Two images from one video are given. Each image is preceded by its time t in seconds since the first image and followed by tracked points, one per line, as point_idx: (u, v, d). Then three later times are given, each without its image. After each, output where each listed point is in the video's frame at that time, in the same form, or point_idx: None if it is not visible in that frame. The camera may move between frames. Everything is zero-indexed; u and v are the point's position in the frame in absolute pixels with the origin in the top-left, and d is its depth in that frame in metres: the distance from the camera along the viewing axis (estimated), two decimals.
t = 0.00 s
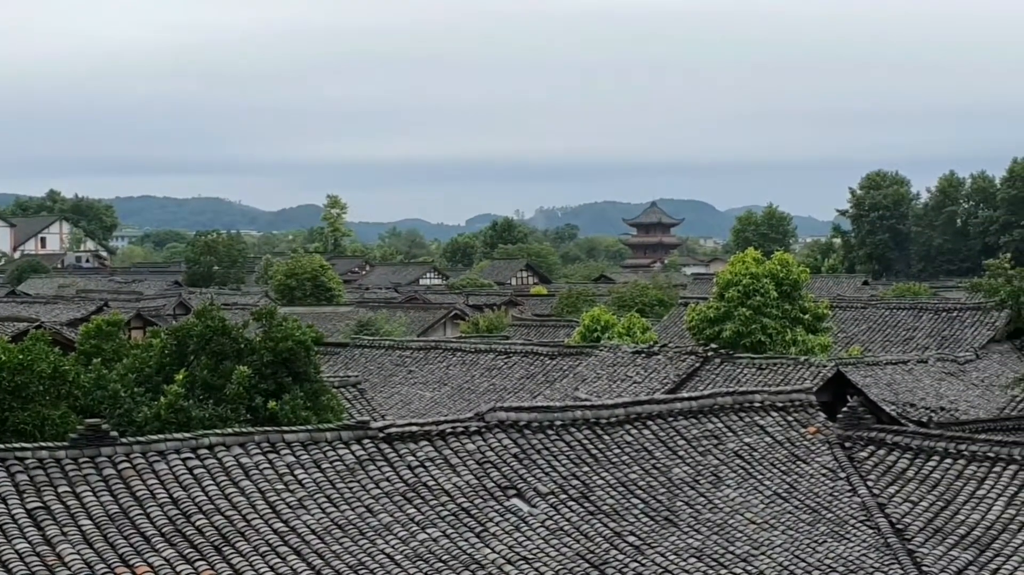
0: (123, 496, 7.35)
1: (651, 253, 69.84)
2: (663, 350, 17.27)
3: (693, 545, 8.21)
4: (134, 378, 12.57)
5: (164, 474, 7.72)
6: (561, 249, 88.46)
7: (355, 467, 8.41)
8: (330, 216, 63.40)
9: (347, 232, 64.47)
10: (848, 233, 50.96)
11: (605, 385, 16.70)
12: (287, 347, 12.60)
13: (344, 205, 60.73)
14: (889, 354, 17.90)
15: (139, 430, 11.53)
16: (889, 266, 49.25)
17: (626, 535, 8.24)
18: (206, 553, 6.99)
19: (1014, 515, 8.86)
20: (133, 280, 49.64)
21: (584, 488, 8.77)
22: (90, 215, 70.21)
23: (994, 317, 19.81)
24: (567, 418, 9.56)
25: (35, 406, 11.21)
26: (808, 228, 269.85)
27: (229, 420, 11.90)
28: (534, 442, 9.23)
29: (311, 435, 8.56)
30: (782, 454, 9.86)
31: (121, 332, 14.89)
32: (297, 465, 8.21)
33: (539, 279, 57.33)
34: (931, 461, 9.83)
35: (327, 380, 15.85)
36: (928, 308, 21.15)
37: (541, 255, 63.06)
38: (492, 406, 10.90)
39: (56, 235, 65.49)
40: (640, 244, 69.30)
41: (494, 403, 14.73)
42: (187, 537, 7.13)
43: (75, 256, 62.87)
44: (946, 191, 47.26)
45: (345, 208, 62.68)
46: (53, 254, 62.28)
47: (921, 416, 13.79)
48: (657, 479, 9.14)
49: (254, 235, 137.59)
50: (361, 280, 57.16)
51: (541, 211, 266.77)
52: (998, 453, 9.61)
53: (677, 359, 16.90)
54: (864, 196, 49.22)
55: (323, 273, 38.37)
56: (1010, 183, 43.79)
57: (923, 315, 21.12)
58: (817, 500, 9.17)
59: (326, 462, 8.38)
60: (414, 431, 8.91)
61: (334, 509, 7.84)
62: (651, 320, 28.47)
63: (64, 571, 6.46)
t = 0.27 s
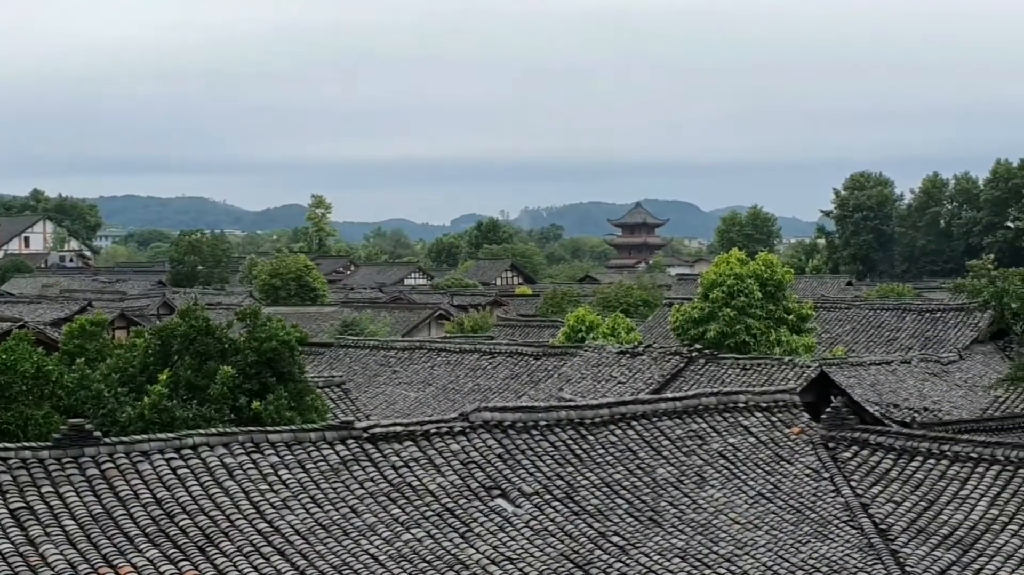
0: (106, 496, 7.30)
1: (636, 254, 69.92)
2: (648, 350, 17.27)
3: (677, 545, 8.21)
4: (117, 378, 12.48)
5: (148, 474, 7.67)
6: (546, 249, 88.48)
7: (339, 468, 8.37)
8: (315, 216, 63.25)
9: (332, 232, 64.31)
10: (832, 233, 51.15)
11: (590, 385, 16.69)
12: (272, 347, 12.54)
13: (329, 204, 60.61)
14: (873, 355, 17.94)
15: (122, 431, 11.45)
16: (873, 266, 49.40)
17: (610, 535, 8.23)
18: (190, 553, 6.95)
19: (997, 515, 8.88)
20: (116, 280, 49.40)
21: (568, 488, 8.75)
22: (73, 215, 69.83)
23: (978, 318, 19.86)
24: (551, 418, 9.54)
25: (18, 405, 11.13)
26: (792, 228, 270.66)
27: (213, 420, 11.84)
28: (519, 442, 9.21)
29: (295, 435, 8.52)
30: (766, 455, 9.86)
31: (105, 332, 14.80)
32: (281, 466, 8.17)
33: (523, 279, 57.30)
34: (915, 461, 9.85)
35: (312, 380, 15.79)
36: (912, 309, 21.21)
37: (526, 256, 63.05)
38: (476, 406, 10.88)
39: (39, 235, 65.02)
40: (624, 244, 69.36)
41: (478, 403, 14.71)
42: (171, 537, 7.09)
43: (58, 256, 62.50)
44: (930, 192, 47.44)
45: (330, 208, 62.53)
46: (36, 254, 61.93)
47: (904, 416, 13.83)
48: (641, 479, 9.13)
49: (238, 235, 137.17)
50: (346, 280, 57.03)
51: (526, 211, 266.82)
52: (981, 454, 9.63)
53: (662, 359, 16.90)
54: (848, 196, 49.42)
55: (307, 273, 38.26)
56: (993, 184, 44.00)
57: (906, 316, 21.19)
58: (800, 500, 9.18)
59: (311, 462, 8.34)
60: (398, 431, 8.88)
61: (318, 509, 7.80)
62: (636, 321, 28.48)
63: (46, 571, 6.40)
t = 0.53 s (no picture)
0: (81, 496, 7.23)
1: (613, 254, 70.04)
2: (625, 350, 17.28)
3: (654, 545, 8.20)
4: (92, 378, 12.36)
5: (123, 474, 7.60)
6: (524, 249, 88.51)
7: (315, 468, 8.32)
8: (291, 216, 63.03)
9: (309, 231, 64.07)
10: (808, 234, 51.41)
11: (567, 385, 16.68)
12: (247, 347, 12.47)
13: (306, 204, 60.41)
14: (849, 355, 18.00)
15: (97, 430, 11.34)
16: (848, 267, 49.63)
17: (587, 535, 8.22)
18: (165, 554, 6.89)
19: (971, 514, 8.92)
20: (92, 279, 49.05)
21: (545, 488, 8.73)
22: (48, 214, 69.29)
23: (952, 319, 19.98)
24: (528, 418, 9.52)
25: None
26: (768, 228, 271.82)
27: (189, 420, 11.75)
28: (496, 442, 9.19)
29: (271, 435, 8.46)
30: (741, 455, 9.88)
31: (80, 332, 14.67)
32: (257, 466, 8.11)
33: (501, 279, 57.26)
34: (890, 461, 9.88)
35: (288, 380, 15.70)
36: (887, 310, 21.31)
37: (503, 256, 63.03)
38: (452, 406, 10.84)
39: (13, 234, 64.49)
40: (602, 244, 69.46)
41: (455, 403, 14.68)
42: (146, 537, 7.02)
43: (33, 255, 61.99)
44: (905, 193, 47.73)
45: (306, 207, 62.34)
46: (10, 253, 61.43)
47: (880, 417, 13.89)
48: (617, 479, 9.13)
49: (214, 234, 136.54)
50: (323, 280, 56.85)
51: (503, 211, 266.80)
52: (956, 454, 9.67)
53: (639, 359, 16.91)
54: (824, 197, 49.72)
55: (284, 272, 38.10)
56: (967, 186, 44.35)
57: (882, 316, 21.30)
58: (776, 500, 9.19)
59: (286, 463, 8.29)
60: (374, 431, 8.84)
61: (294, 510, 7.75)
62: (612, 321, 28.51)
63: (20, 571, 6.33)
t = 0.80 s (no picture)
0: (50, 496, 7.15)
1: (586, 254, 70.10)
2: (597, 350, 17.29)
3: (626, 545, 8.20)
4: (62, 377, 12.22)
5: (93, 474, 7.52)
6: (497, 249, 88.51)
7: (287, 468, 8.26)
8: (263, 215, 62.73)
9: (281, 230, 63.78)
10: (780, 234, 51.72)
11: (540, 385, 16.67)
12: (219, 347, 12.37)
13: (278, 203, 60.22)
14: (821, 355, 18.08)
15: (67, 430, 11.22)
16: (820, 266, 49.93)
17: (559, 535, 8.20)
18: (136, 555, 6.81)
19: (941, 513, 8.97)
20: (62, 278, 48.62)
21: (518, 488, 8.71)
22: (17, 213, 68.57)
23: (922, 319, 20.12)
24: (501, 418, 9.50)
25: None
26: (740, 228, 273.04)
27: (160, 421, 11.65)
28: (468, 442, 9.16)
29: (243, 435, 8.40)
30: (713, 454, 9.90)
31: (50, 332, 14.52)
32: (228, 466, 8.05)
33: (474, 279, 57.22)
34: (861, 460, 9.92)
35: (260, 380, 15.61)
36: (858, 310, 21.43)
37: (476, 255, 62.96)
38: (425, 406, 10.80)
39: None
40: (574, 244, 69.54)
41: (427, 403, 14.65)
42: (116, 538, 6.95)
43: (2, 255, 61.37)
44: (876, 194, 48.07)
45: (279, 207, 62.07)
46: None
47: (851, 416, 13.97)
48: (590, 479, 9.12)
49: (185, 234, 135.70)
50: (295, 280, 56.63)
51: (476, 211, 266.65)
52: (926, 453, 9.71)
53: (611, 359, 16.92)
54: (796, 197, 50.07)
55: (256, 272, 37.92)
56: (937, 186, 44.76)
57: (853, 316, 21.42)
58: (748, 499, 9.22)
59: (258, 463, 8.22)
60: (347, 431, 8.79)
61: (265, 510, 7.69)
62: (585, 321, 28.53)
63: None
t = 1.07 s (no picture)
0: (23, 496, 7.06)
1: (561, 253, 70.13)
2: (573, 349, 17.27)
3: (601, 544, 8.18)
4: (34, 377, 12.09)
5: (66, 474, 7.43)
6: (473, 249, 88.44)
7: (261, 467, 8.19)
8: (238, 214, 62.44)
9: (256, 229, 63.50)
10: (755, 234, 51.93)
11: (516, 384, 16.65)
12: (193, 346, 12.26)
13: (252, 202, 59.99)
14: (795, 354, 18.13)
15: (40, 430, 11.10)
16: (794, 266, 50.14)
17: (534, 534, 8.17)
18: (109, 554, 6.74)
19: (914, 511, 9.00)
20: (34, 277, 48.20)
21: (493, 487, 8.68)
22: None
23: (896, 319, 20.20)
24: (476, 417, 9.47)
25: None
26: (715, 228, 274.00)
27: (134, 420, 11.53)
28: (444, 441, 9.12)
29: (217, 434, 8.33)
30: (689, 453, 9.89)
31: (23, 331, 14.38)
32: (202, 465, 7.98)
33: (449, 278, 57.15)
34: (834, 459, 9.94)
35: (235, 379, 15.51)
36: (833, 310, 21.51)
37: (452, 255, 62.88)
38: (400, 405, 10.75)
39: None
40: (550, 244, 69.55)
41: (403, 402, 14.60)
42: (90, 538, 6.87)
43: None
44: (851, 194, 48.35)
45: (253, 206, 61.79)
46: None
47: (825, 415, 14.00)
48: (565, 478, 9.10)
49: (159, 232, 134.88)
50: (270, 279, 56.40)
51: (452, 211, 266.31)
52: (900, 452, 9.73)
53: (587, 359, 16.92)
54: (771, 197, 50.33)
55: (230, 270, 37.72)
56: (911, 187, 45.07)
57: (827, 316, 21.50)
58: (723, 498, 9.22)
59: (232, 462, 8.15)
60: (321, 431, 8.73)
61: (240, 509, 7.63)
62: (561, 320, 28.53)
63: None
